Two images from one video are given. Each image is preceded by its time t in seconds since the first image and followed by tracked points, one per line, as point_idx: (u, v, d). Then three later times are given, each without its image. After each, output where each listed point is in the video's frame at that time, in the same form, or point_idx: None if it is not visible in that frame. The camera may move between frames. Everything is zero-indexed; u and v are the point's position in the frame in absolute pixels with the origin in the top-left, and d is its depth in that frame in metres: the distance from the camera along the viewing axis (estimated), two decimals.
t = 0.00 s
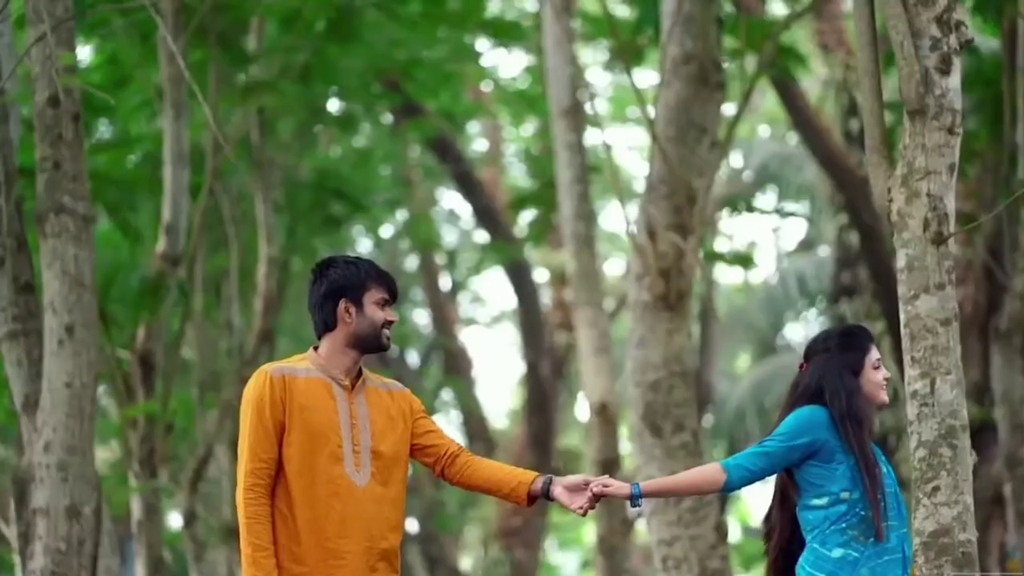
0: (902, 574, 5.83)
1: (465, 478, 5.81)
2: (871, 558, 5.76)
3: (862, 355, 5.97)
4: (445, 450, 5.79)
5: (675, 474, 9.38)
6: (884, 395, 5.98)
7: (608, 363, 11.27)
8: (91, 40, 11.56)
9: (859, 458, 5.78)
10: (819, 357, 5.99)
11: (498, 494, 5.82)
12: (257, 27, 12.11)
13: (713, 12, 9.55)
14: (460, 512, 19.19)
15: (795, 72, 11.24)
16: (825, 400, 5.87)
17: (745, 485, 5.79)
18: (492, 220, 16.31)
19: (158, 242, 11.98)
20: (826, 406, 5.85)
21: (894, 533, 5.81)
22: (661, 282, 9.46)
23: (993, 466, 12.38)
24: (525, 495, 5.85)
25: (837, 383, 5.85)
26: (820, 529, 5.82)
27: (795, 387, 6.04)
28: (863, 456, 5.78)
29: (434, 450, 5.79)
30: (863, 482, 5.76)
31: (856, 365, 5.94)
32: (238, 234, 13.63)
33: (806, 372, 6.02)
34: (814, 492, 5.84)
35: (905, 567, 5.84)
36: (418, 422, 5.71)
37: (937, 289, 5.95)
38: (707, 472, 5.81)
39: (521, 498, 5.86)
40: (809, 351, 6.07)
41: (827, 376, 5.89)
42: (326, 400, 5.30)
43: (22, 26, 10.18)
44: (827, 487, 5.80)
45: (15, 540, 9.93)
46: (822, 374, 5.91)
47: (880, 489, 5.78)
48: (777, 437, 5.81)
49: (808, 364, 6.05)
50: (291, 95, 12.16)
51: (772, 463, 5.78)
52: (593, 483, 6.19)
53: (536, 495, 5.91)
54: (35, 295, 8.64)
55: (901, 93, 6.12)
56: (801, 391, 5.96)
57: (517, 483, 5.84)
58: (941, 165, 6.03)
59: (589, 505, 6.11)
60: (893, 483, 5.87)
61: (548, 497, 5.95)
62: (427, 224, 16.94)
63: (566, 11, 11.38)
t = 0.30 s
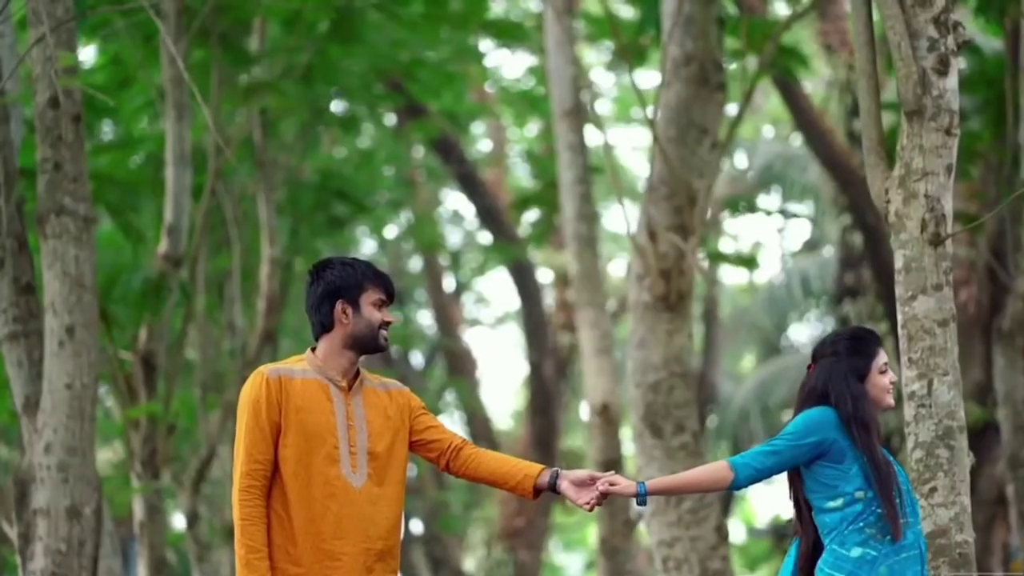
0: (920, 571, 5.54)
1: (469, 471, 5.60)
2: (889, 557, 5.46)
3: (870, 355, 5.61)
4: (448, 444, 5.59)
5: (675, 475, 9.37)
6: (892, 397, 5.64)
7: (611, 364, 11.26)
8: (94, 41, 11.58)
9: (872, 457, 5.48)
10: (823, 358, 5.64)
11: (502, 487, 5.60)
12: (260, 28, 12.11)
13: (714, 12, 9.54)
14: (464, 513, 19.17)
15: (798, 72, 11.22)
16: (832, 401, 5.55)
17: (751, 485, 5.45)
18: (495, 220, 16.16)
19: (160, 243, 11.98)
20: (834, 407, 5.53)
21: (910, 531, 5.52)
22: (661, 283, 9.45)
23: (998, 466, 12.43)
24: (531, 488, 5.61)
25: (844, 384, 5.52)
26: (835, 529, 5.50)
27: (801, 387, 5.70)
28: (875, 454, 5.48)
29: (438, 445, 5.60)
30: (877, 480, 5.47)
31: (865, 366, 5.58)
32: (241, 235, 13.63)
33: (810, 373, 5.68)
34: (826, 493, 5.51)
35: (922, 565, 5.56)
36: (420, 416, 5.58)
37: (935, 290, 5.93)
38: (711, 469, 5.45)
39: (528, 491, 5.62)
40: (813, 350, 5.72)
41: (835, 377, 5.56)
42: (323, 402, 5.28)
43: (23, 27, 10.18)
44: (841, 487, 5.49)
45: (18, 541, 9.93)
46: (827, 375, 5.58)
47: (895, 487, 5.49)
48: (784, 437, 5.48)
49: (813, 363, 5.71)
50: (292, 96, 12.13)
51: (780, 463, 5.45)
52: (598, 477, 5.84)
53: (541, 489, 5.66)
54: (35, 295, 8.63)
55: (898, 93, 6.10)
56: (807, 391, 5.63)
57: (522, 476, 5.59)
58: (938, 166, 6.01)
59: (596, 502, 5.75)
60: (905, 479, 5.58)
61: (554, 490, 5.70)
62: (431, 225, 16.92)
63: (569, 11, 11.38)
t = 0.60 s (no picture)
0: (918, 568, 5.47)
1: (467, 471, 5.58)
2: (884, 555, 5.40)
3: (866, 354, 5.56)
4: (446, 445, 5.57)
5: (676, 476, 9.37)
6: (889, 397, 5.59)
7: (612, 365, 11.24)
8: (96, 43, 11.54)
9: (864, 454, 5.43)
10: (819, 358, 5.60)
11: (500, 487, 5.58)
12: (262, 29, 12.12)
13: (714, 13, 9.54)
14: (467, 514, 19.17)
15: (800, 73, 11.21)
16: (825, 400, 5.51)
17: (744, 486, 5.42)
18: (498, 221, 16.07)
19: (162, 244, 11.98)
20: (827, 405, 5.49)
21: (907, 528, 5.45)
22: (661, 284, 9.43)
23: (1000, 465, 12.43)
24: (529, 488, 5.59)
25: (837, 384, 5.48)
26: (829, 528, 5.46)
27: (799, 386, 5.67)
28: (869, 451, 5.42)
29: (435, 445, 5.57)
30: (871, 477, 5.42)
31: (861, 365, 5.54)
32: (243, 236, 13.63)
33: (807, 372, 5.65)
34: (820, 491, 5.47)
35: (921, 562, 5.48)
36: (417, 416, 5.56)
37: (932, 292, 5.91)
38: (706, 471, 5.43)
39: (526, 491, 5.60)
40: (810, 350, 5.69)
41: (830, 376, 5.52)
42: (319, 403, 5.28)
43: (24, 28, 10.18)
44: (834, 485, 5.44)
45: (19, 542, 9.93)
46: (822, 374, 5.54)
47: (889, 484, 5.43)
48: (776, 436, 5.44)
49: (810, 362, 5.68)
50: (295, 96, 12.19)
51: (773, 463, 5.41)
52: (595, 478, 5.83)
53: (540, 489, 5.64)
54: (36, 297, 8.62)
55: (895, 94, 6.09)
56: (803, 390, 5.59)
57: (520, 477, 5.58)
58: (935, 167, 6.00)
59: (594, 502, 5.74)
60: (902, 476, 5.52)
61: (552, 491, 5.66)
62: (434, 226, 16.91)
63: (571, 12, 11.37)
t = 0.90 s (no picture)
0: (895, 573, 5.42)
1: (459, 477, 5.57)
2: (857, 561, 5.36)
3: (851, 358, 5.52)
4: (440, 449, 5.56)
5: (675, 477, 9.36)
6: (876, 402, 5.55)
7: (613, 367, 11.23)
8: (97, 43, 11.52)
9: (842, 458, 5.40)
10: (806, 361, 5.59)
11: (493, 490, 5.58)
12: (263, 31, 12.13)
13: (714, 14, 9.54)
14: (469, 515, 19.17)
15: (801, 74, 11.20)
16: (808, 405, 5.50)
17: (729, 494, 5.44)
18: (499, 222, 16.05)
19: (163, 245, 11.99)
20: (810, 409, 5.48)
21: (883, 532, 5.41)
22: (661, 285, 9.43)
23: (1001, 468, 12.54)
24: (522, 491, 5.58)
25: (818, 389, 5.47)
26: (806, 531, 5.45)
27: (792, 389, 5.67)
28: (847, 456, 5.39)
29: (429, 449, 5.57)
30: (847, 481, 5.38)
31: (844, 370, 5.51)
32: (245, 237, 13.63)
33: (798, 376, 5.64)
34: (798, 494, 5.46)
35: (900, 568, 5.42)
36: (412, 419, 5.56)
37: (929, 293, 5.87)
38: (690, 481, 5.44)
39: (518, 493, 5.60)
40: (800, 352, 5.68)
41: (812, 381, 5.51)
42: (315, 404, 5.28)
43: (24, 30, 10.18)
44: (810, 488, 5.43)
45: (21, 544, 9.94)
46: (804, 378, 5.53)
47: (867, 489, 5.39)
48: (760, 442, 5.45)
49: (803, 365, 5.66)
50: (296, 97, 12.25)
51: (755, 470, 5.41)
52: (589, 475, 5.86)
53: (533, 490, 5.63)
54: (36, 298, 8.62)
55: (892, 96, 6.08)
56: (790, 393, 5.59)
57: (512, 479, 5.58)
58: (933, 168, 5.98)
59: (589, 497, 5.78)
60: (886, 480, 5.46)
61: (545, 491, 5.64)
62: (435, 228, 16.90)
63: (572, 13, 11.36)
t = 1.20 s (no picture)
0: None
1: (452, 480, 5.58)
2: (823, 567, 5.16)
3: (827, 359, 5.32)
4: (434, 452, 5.58)
5: (675, 479, 9.36)
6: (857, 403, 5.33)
7: (614, 368, 11.21)
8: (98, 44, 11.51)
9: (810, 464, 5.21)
10: (789, 364, 5.41)
11: (486, 492, 5.58)
12: (264, 31, 12.13)
13: (713, 15, 9.59)
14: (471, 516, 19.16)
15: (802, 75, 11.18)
16: (787, 410, 5.32)
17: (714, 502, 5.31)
18: (500, 222, 16.02)
19: (164, 246, 11.98)
20: (788, 415, 5.31)
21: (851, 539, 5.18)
22: (661, 286, 9.41)
23: (1001, 469, 12.58)
24: (515, 492, 5.60)
25: (793, 394, 5.30)
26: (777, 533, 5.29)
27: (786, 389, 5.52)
28: (816, 461, 5.19)
29: (424, 452, 5.59)
30: (817, 486, 5.18)
31: (818, 372, 5.32)
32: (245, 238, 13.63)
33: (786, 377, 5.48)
34: (772, 496, 5.29)
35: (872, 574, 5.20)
36: (407, 421, 5.58)
37: (927, 293, 5.85)
38: (679, 496, 5.36)
39: (512, 495, 5.61)
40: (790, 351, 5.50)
41: (790, 385, 5.34)
42: (310, 405, 5.28)
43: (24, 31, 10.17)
44: (783, 491, 5.24)
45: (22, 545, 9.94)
46: (784, 383, 5.36)
47: (836, 496, 5.18)
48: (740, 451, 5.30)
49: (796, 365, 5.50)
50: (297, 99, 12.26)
51: (732, 475, 5.26)
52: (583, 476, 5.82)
53: (527, 491, 5.64)
54: (36, 299, 8.62)
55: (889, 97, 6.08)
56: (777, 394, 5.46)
57: (506, 481, 5.58)
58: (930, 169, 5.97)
59: (582, 498, 5.75)
60: (865, 486, 5.23)
61: (537, 492, 5.65)
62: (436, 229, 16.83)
63: (572, 14, 11.34)
